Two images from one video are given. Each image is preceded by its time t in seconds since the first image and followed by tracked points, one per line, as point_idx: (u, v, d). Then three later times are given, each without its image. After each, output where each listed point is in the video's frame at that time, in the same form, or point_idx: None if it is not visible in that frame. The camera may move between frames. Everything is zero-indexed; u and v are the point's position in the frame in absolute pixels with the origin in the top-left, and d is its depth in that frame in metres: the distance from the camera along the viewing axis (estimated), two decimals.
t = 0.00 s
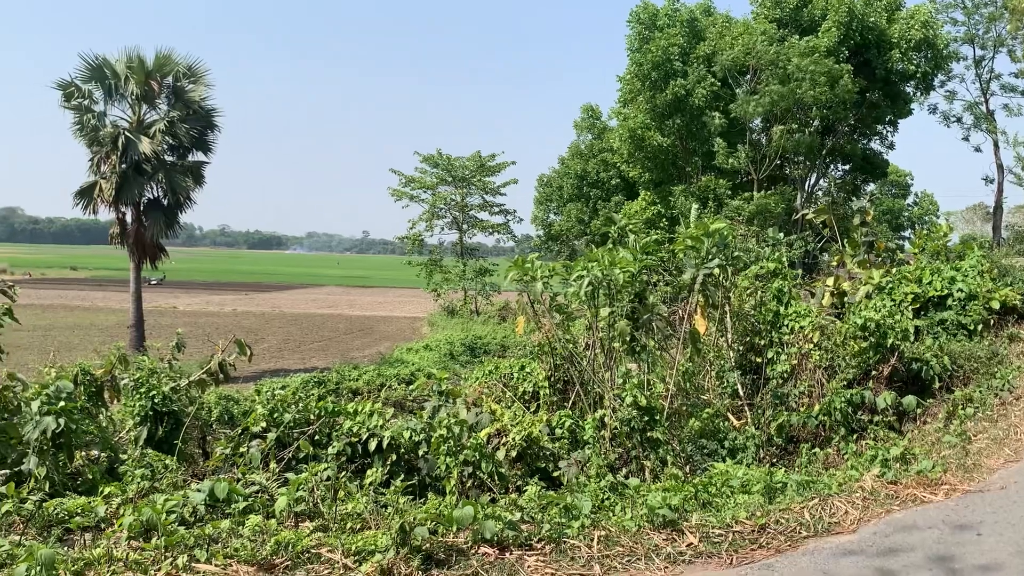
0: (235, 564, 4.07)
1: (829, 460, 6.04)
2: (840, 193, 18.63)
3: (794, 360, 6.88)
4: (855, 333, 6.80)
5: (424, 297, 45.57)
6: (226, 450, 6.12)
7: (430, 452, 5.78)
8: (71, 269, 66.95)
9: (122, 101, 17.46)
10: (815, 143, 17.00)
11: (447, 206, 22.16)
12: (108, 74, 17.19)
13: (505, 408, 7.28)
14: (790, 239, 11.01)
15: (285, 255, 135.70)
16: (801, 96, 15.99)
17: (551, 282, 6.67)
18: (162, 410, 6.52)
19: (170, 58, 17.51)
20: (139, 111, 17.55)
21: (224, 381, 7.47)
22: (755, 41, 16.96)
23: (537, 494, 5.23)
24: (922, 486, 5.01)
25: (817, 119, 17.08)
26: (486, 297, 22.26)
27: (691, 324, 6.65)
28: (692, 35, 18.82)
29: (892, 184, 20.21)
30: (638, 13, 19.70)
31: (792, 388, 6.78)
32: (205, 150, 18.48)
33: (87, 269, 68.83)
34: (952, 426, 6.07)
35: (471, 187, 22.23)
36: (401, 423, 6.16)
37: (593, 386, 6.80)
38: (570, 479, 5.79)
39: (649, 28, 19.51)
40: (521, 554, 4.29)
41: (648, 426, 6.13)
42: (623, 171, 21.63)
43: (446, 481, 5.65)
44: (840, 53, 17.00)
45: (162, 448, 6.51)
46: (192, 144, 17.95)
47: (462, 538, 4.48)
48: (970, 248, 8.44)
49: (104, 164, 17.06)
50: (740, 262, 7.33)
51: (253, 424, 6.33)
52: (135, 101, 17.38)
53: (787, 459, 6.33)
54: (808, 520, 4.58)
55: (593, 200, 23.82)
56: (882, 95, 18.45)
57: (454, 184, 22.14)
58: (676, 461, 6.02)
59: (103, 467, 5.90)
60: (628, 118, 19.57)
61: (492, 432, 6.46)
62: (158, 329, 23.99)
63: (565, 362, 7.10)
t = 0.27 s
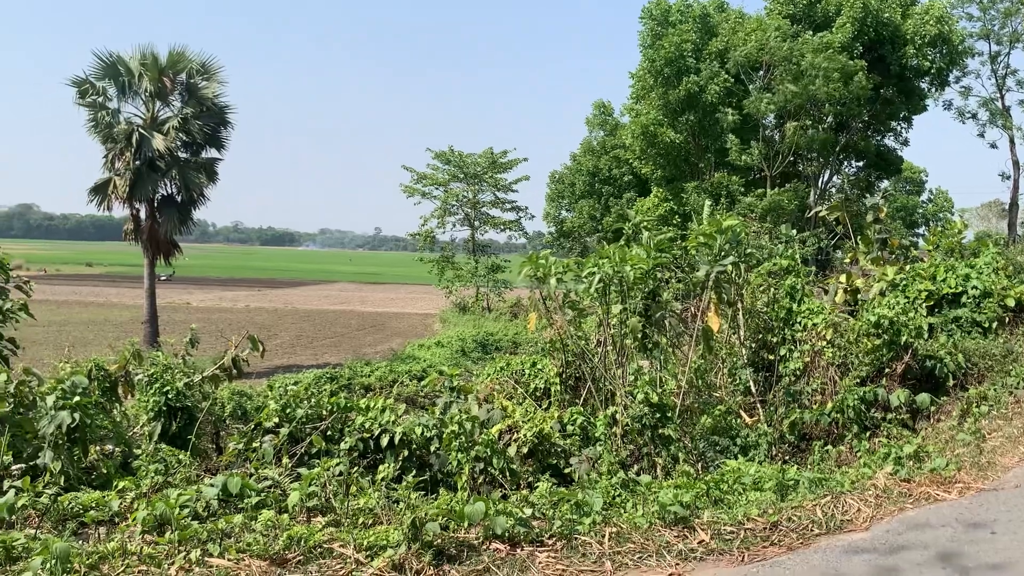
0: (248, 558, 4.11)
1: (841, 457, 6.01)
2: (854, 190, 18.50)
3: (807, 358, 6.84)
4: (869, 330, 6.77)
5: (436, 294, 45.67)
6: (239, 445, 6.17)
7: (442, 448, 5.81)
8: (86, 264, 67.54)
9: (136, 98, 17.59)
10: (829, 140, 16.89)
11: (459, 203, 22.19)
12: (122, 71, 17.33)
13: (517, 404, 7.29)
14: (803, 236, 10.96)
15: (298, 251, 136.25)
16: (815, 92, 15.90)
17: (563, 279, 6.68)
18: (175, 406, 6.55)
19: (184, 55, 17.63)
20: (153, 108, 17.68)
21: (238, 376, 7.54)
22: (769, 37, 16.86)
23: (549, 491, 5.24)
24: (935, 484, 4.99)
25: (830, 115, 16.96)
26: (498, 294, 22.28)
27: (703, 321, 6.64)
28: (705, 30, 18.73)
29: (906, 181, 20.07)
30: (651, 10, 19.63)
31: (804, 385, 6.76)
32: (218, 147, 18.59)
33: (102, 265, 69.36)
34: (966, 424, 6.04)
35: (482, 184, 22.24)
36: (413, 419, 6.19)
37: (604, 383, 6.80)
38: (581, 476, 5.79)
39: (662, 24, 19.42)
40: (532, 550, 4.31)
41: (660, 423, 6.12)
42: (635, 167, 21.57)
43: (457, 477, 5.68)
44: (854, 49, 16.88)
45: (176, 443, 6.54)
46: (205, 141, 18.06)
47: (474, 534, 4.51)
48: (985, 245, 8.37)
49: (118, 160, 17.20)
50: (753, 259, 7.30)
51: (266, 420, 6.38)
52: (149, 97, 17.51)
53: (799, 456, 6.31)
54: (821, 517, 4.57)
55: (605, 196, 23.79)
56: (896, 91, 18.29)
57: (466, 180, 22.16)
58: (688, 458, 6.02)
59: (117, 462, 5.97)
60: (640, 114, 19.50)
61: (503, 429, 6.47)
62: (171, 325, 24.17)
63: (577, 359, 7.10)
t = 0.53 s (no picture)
0: (261, 553, 4.14)
1: (855, 455, 5.98)
2: (868, 186, 18.36)
3: (821, 355, 6.82)
4: (883, 327, 6.73)
5: (447, 290, 45.74)
6: (253, 441, 6.22)
7: (454, 444, 5.83)
8: (101, 260, 68.09)
9: (149, 95, 17.72)
10: (843, 136, 16.77)
11: (471, 200, 22.20)
12: (136, 68, 17.46)
13: (529, 401, 7.30)
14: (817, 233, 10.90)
15: (311, 248, 136.81)
16: (829, 88, 15.79)
17: (576, 276, 6.66)
18: (189, 401, 6.60)
19: (197, 52, 17.74)
20: (167, 105, 17.80)
21: (251, 372, 7.59)
22: (783, 33, 16.75)
23: (560, 487, 5.25)
24: (950, 483, 4.98)
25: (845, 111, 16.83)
26: (510, 291, 22.29)
27: (716, 318, 6.63)
28: (718, 26, 18.62)
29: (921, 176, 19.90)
30: (664, 5, 19.53)
31: (818, 382, 6.73)
32: (231, 143, 18.68)
33: (117, 261, 69.89)
34: (981, 422, 6.00)
35: (494, 181, 22.24)
36: (425, 415, 6.21)
37: (616, 379, 6.78)
38: (593, 472, 5.80)
39: (675, 20, 19.32)
40: (543, 547, 4.32)
41: (673, 420, 6.10)
42: (648, 164, 21.51)
43: (470, 474, 5.69)
44: (869, 44, 16.74)
45: (189, 438, 6.59)
46: (218, 138, 18.17)
47: (486, 530, 4.54)
48: (1002, 242, 8.30)
49: (132, 157, 17.33)
50: (767, 256, 7.26)
51: (279, 415, 6.42)
52: (163, 94, 17.63)
53: (813, 453, 6.28)
54: (834, 515, 4.56)
55: (617, 193, 23.75)
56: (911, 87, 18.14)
57: (478, 177, 22.17)
58: (700, 456, 6.01)
59: (131, 457, 6.02)
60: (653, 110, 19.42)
61: (515, 425, 6.48)
62: (186, 321, 24.35)
63: (589, 356, 7.09)
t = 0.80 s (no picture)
0: (274, 547, 4.17)
1: (868, 452, 5.97)
2: (883, 182, 18.22)
3: (834, 352, 6.80)
4: (897, 325, 6.70)
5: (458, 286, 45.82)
6: (266, 436, 6.27)
7: (466, 440, 5.85)
8: (116, 256, 68.64)
9: (164, 91, 17.85)
10: (857, 131, 16.65)
11: (483, 196, 22.20)
12: (150, 65, 17.59)
13: (540, 397, 7.31)
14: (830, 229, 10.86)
15: (324, 244, 137.31)
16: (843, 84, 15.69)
17: (588, 272, 6.64)
18: (203, 396, 6.67)
19: (210, 49, 17.84)
20: (181, 101, 17.92)
21: (265, 368, 7.66)
22: (797, 28, 16.65)
23: (573, 483, 5.24)
24: (964, 481, 4.99)
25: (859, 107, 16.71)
26: (521, 287, 22.30)
27: (728, 314, 6.61)
28: (732, 21, 18.51)
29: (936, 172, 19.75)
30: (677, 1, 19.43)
31: (831, 379, 6.70)
32: (244, 140, 18.78)
33: (131, 257, 70.40)
34: (995, 420, 5.98)
35: (506, 177, 22.24)
36: (437, 411, 6.23)
37: (628, 376, 6.77)
38: (605, 469, 5.79)
39: (688, 15, 19.22)
40: (555, 543, 4.34)
41: (685, 416, 6.09)
42: (661, 160, 21.45)
43: (481, 469, 5.70)
44: (884, 39, 16.61)
45: (204, 433, 6.68)
46: (231, 134, 18.27)
47: (497, 525, 4.56)
48: (1018, 239, 8.23)
49: (146, 153, 17.45)
50: (780, 252, 7.23)
51: (292, 410, 6.47)
52: (176, 91, 17.75)
53: (826, 450, 6.27)
54: (847, 512, 4.56)
55: (630, 189, 23.70)
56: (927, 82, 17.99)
57: (490, 173, 22.19)
58: (712, 453, 6.00)
59: (145, 452, 6.09)
60: (666, 106, 19.34)
61: (527, 421, 6.49)
62: (200, 317, 24.52)
63: (601, 352, 7.08)
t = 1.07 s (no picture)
0: (288, 542, 4.21)
1: (882, 450, 5.94)
2: (898, 178, 18.07)
3: (848, 349, 6.77)
4: (912, 322, 6.66)
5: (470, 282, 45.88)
6: (280, 431, 6.31)
7: (479, 435, 5.88)
8: (131, 252, 69.17)
9: (178, 87, 17.97)
10: (873, 127, 16.53)
11: (496, 192, 22.21)
12: (165, 61, 17.71)
13: (553, 393, 7.32)
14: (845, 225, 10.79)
15: (337, 240, 137.79)
16: (859, 80, 15.56)
17: (601, 269, 6.64)
18: (217, 391, 6.73)
19: (224, 45, 17.95)
20: (195, 97, 18.04)
21: (279, 363, 7.72)
22: (812, 23, 16.49)
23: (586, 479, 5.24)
24: (980, 479, 5.00)
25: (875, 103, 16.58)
26: (534, 283, 22.31)
27: (743, 311, 6.59)
28: (747, 16, 18.37)
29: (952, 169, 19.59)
30: None
31: (846, 376, 6.68)
32: (259, 136, 18.89)
33: (146, 252, 70.90)
34: (1011, 419, 5.96)
35: (519, 173, 22.23)
36: (450, 406, 6.25)
37: (641, 372, 6.75)
38: (618, 465, 5.79)
39: (703, 10, 19.08)
40: (568, 538, 4.35)
41: (698, 413, 6.08)
42: (674, 156, 21.37)
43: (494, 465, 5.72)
44: (900, 34, 16.47)
45: (218, 428, 6.72)
46: (246, 130, 18.38)
47: (510, 521, 4.57)
48: None
49: (161, 149, 17.58)
50: (794, 249, 7.19)
51: (305, 405, 6.50)
52: (191, 87, 17.87)
53: (840, 448, 6.24)
54: (861, 511, 4.56)
55: (643, 185, 23.63)
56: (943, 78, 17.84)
57: (503, 169, 22.19)
58: (726, 449, 5.99)
59: (160, 446, 6.15)
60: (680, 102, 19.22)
61: (539, 417, 6.50)
62: (213, 312, 24.69)
63: (613, 349, 7.07)
